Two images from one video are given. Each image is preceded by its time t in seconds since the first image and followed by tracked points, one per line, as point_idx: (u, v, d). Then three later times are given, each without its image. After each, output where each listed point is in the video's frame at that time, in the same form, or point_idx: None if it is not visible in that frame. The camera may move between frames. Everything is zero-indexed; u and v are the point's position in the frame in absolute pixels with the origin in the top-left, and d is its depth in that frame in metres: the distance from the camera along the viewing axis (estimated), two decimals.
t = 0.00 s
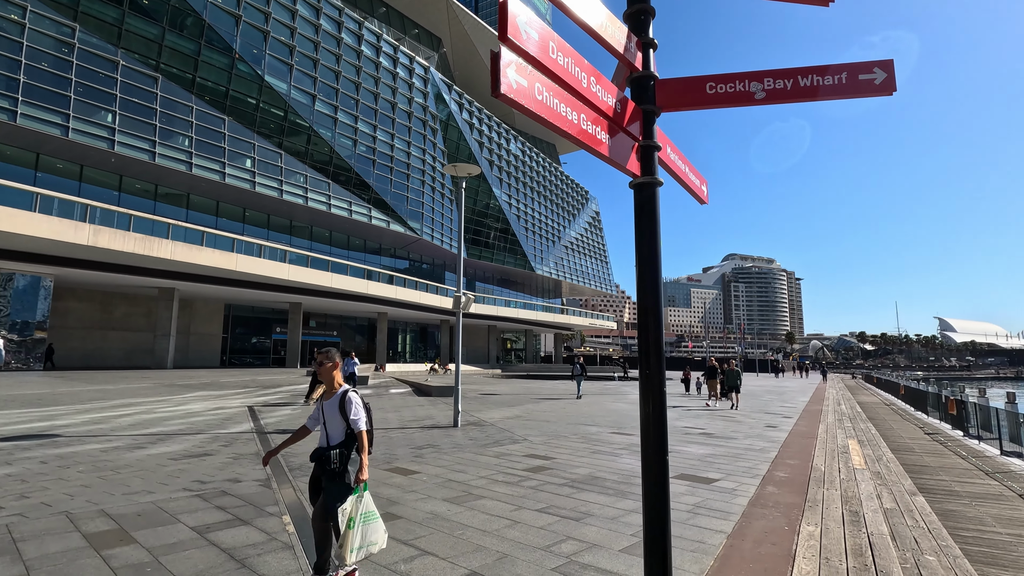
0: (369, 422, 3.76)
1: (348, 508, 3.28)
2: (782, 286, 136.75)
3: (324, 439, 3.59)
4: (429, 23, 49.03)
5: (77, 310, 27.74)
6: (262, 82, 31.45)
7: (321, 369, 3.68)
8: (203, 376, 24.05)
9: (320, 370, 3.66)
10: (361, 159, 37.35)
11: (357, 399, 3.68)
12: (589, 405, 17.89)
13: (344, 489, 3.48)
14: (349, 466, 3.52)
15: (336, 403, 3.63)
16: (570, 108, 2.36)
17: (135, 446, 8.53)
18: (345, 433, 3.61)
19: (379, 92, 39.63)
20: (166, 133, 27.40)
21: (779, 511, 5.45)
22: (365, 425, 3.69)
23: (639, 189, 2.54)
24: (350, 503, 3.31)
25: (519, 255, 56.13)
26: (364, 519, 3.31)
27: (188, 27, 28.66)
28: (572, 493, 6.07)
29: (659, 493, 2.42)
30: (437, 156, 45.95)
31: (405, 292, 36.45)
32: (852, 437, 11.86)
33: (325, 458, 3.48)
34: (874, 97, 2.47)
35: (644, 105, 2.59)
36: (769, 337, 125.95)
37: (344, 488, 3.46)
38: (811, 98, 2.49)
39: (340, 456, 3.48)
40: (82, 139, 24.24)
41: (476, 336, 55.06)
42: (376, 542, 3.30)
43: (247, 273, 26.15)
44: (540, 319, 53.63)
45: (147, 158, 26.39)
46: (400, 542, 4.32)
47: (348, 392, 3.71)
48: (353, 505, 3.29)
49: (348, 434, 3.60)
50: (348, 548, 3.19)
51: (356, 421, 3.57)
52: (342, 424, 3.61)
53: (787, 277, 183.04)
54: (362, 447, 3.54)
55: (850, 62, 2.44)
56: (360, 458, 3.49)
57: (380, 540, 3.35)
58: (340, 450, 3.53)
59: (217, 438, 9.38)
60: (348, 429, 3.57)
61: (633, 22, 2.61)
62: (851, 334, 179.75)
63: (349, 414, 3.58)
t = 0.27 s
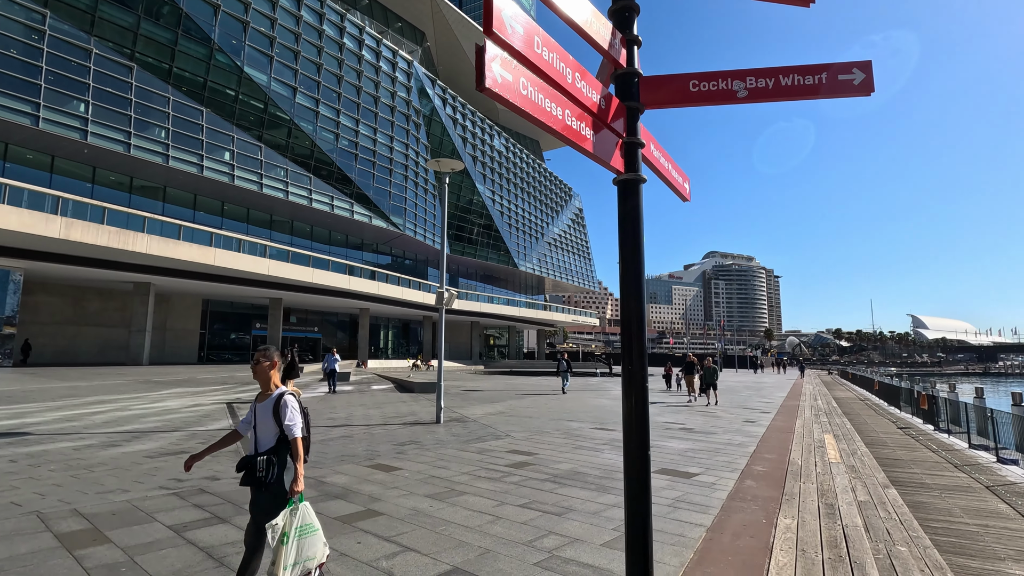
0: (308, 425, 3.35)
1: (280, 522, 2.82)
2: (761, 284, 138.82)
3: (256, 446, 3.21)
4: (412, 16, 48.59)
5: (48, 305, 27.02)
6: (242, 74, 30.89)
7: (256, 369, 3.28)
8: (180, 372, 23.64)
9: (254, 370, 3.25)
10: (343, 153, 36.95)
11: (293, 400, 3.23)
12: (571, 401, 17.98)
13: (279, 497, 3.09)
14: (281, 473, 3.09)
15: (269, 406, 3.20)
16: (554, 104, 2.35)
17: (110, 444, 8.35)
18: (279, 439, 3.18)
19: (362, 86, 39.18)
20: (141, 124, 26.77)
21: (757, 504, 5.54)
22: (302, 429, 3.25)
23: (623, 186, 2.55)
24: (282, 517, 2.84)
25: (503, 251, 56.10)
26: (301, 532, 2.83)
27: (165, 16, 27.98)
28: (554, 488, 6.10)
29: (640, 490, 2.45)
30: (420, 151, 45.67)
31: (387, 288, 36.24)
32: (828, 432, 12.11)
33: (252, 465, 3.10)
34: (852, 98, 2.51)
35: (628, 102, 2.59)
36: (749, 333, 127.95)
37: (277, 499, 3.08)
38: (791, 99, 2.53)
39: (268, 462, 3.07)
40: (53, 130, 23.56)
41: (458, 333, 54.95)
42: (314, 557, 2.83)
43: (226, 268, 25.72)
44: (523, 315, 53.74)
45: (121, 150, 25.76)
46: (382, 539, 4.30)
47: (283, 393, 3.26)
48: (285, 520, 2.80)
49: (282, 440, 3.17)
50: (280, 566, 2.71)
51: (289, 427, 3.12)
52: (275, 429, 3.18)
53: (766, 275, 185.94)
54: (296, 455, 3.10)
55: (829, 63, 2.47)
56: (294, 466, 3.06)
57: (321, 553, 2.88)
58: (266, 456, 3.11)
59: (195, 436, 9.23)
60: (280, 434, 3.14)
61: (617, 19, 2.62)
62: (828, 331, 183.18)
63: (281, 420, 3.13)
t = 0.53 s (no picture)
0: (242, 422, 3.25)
1: (200, 530, 2.71)
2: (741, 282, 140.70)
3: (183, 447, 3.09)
4: (396, 10, 48.12)
5: (19, 300, 26.30)
6: (220, 66, 30.32)
7: (180, 363, 3.13)
8: (157, 370, 23.21)
9: (178, 364, 3.10)
10: (324, 148, 36.51)
11: (223, 396, 3.11)
12: (554, 398, 18.05)
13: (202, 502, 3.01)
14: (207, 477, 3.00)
15: (195, 402, 3.07)
16: (538, 99, 2.35)
17: (84, 443, 8.16)
18: (209, 438, 3.07)
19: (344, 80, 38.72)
20: (116, 116, 26.13)
21: (736, 499, 5.63)
22: (234, 427, 3.13)
23: (607, 182, 2.55)
24: (204, 525, 2.73)
25: (486, 248, 56.02)
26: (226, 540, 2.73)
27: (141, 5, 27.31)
28: (537, 484, 6.12)
29: (623, 485, 2.47)
30: (403, 147, 45.33)
31: (370, 284, 35.96)
32: (805, 427, 12.35)
33: (179, 468, 2.98)
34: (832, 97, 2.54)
35: (612, 99, 2.60)
36: (729, 331, 129.72)
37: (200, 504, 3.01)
38: (772, 99, 2.56)
39: (196, 466, 2.97)
40: (23, 120, 22.88)
41: (441, 330, 54.78)
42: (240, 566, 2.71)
43: (204, 263, 25.27)
44: (506, 312, 53.77)
45: (95, 142, 25.13)
46: (363, 537, 4.27)
47: (212, 388, 3.13)
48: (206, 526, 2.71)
49: (211, 439, 3.06)
50: None
51: (218, 425, 3.01)
52: (202, 427, 3.06)
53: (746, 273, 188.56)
54: (225, 453, 2.98)
55: (809, 63, 2.50)
56: (220, 467, 2.92)
57: (250, 561, 2.77)
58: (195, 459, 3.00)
59: (172, 434, 9.06)
60: (209, 432, 3.04)
61: (603, 16, 2.62)
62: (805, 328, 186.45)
63: (209, 417, 3.01)
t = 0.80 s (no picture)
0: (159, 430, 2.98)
1: (110, 550, 2.34)
2: (722, 279, 142.41)
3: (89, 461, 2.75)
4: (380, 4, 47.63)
5: None
6: (200, 57, 29.74)
7: (80, 366, 2.75)
8: (134, 366, 22.78)
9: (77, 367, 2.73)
10: (307, 142, 36.06)
11: (134, 402, 2.79)
12: (538, 394, 18.12)
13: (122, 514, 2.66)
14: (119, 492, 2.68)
15: (99, 410, 2.72)
16: (525, 96, 2.34)
17: (58, 441, 7.98)
18: (117, 449, 2.74)
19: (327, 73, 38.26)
20: (91, 107, 25.47)
21: (717, 493, 5.71)
22: (147, 436, 2.82)
23: (593, 178, 2.55)
24: (113, 545, 2.36)
25: (470, 244, 55.89)
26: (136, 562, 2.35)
27: None
28: (521, 480, 6.14)
29: (608, 482, 2.47)
30: (387, 142, 44.98)
31: (353, 280, 35.68)
32: (783, 422, 12.58)
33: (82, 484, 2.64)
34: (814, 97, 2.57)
35: (598, 96, 2.60)
36: (710, 327, 131.30)
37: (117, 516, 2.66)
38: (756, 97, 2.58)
39: (102, 483, 2.63)
40: None
41: (425, 326, 54.59)
42: None
43: (183, 258, 24.82)
44: (490, 309, 53.78)
45: (69, 133, 24.47)
46: (347, 534, 4.24)
47: (120, 393, 2.80)
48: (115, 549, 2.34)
49: (120, 451, 2.74)
50: None
51: (129, 434, 2.69)
52: (109, 436, 2.72)
53: (727, 270, 190.79)
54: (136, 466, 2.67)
55: (793, 63, 2.52)
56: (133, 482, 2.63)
57: None
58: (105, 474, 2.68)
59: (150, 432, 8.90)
60: (118, 443, 2.71)
61: (589, 12, 2.61)
62: (785, 325, 189.38)
63: (118, 426, 2.68)
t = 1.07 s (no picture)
0: (65, 426, 2.82)
1: None
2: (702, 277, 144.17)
3: None
4: None
5: None
6: (175, 47, 29.07)
7: None
8: (107, 363, 22.25)
9: None
10: (286, 136, 35.52)
11: (30, 396, 2.64)
12: (520, 390, 18.17)
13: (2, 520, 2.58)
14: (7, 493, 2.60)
15: None
16: (509, 90, 2.33)
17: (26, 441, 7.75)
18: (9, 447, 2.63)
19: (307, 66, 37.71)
20: (61, 96, 24.70)
21: (696, 487, 5.79)
22: (46, 434, 2.67)
23: (576, 174, 2.54)
24: None
25: (453, 240, 55.69)
26: None
27: None
28: (502, 476, 6.16)
29: (589, 479, 2.47)
30: (368, 136, 44.53)
31: (333, 276, 35.32)
32: (761, 418, 12.81)
33: None
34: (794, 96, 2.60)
35: (582, 92, 2.60)
36: (690, 324, 132.93)
37: None
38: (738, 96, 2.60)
39: None
40: None
41: (406, 323, 54.30)
42: None
43: (157, 253, 24.28)
44: (472, 305, 53.70)
45: (38, 123, 23.70)
46: (326, 533, 4.19)
47: (19, 386, 2.67)
48: None
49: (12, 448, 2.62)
50: None
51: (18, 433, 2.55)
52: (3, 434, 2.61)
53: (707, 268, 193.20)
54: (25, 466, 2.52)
55: (774, 62, 2.55)
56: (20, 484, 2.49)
57: None
58: None
59: (123, 430, 8.71)
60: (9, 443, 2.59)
61: (573, 7, 2.61)
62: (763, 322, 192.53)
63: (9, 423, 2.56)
